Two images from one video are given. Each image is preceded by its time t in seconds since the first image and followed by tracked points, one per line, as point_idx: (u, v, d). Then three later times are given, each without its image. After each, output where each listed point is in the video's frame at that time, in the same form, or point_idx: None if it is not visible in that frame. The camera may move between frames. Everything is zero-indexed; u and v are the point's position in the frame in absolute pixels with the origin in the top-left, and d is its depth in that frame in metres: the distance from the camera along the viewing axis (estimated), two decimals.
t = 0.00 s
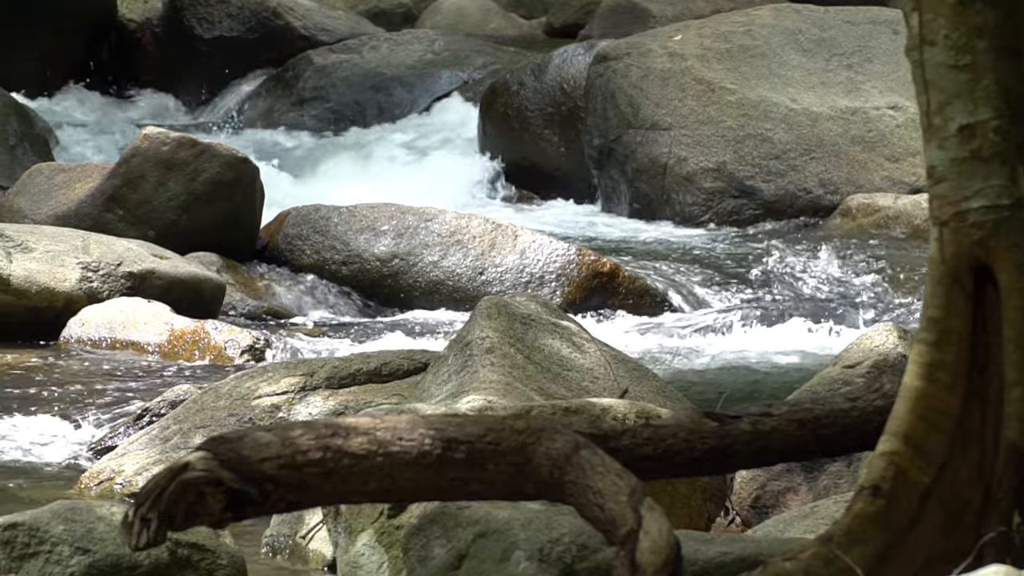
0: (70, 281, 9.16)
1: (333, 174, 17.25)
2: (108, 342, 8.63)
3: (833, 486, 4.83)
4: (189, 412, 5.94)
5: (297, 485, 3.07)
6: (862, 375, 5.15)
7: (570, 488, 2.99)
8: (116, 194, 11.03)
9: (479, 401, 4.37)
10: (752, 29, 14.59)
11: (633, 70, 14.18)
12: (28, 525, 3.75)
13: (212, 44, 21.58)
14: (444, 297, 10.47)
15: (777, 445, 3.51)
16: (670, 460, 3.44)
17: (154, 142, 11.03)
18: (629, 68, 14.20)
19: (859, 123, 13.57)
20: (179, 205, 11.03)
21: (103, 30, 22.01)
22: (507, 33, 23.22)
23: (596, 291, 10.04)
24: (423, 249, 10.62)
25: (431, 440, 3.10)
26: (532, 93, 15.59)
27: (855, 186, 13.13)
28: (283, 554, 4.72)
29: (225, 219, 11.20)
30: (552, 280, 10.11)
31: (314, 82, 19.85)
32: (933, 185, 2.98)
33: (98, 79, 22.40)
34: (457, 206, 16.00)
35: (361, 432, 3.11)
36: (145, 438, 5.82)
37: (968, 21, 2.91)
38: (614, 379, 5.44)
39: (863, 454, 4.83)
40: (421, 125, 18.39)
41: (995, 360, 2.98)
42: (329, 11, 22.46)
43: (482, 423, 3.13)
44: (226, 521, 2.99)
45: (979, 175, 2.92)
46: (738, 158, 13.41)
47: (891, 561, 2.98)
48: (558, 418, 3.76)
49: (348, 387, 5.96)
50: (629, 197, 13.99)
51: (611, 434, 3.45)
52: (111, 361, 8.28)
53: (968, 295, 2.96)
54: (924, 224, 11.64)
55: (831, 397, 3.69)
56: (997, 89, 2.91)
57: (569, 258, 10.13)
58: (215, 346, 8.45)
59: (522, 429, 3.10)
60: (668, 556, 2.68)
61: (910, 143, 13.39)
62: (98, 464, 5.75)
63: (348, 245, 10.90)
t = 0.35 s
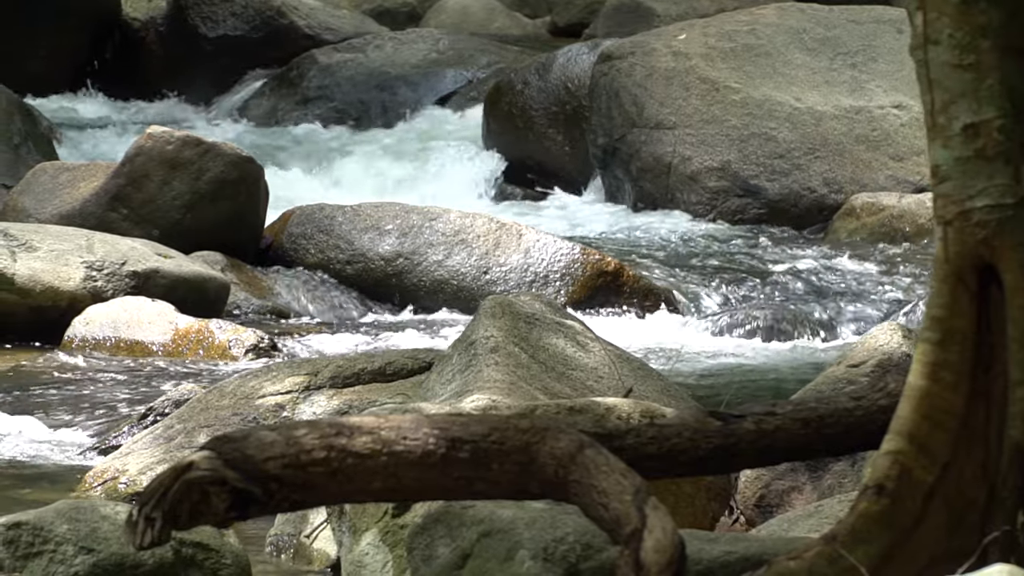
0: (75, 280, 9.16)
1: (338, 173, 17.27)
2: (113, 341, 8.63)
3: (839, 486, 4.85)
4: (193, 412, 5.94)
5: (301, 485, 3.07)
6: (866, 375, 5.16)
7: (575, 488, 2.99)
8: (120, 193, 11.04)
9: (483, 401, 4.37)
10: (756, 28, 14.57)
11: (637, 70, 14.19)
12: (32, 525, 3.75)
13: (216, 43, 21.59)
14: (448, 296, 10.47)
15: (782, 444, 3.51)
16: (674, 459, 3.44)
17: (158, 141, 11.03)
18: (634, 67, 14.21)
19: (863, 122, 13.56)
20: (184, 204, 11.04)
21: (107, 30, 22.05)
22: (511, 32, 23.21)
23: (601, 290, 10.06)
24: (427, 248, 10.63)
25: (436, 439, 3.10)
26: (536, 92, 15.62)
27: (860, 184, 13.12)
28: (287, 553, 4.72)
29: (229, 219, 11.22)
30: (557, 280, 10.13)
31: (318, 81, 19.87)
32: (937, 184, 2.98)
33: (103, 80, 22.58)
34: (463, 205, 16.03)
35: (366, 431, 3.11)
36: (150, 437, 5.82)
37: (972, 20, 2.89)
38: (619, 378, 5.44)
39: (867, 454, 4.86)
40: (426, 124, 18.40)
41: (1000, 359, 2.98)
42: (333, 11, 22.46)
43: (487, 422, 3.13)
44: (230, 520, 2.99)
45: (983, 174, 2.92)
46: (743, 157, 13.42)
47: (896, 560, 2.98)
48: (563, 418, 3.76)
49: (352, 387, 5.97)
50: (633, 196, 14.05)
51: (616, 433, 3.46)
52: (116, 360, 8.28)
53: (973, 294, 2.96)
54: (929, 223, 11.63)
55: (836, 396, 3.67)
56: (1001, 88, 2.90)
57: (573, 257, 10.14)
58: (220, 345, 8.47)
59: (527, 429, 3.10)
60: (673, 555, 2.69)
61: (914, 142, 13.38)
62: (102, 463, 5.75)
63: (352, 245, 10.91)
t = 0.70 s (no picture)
0: (78, 279, 9.19)
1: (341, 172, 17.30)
2: (116, 340, 8.65)
3: (842, 484, 4.88)
4: (196, 410, 5.94)
5: (305, 484, 3.06)
6: (870, 374, 5.17)
7: (578, 487, 3.00)
8: (124, 192, 11.05)
9: (487, 401, 4.37)
10: (759, 27, 14.57)
11: (640, 68, 14.17)
12: (35, 524, 3.72)
13: (220, 42, 21.62)
14: (451, 295, 10.48)
15: (785, 443, 3.49)
16: (677, 457, 3.44)
17: (161, 141, 11.04)
18: (637, 66, 14.20)
19: (866, 121, 13.57)
20: (187, 203, 11.04)
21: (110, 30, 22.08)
22: (514, 31, 23.22)
23: (604, 289, 10.07)
24: (430, 246, 10.63)
25: (439, 439, 3.10)
26: (539, 91, 15.62)
27: (863, 184, 13.13)
28: (291, 552, 4.73)
29: (232, 217, 11.22)
30: (559, 278, 10.12)
31: (321, 80, 19.89)
32: (941, 183, 2.97)
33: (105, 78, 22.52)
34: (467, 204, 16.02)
35: (369, 430, 3.11)
36: (152, 436, 5.83)
37: (976, 19, 2.88)
38: (622, 377, 5.44)
39: (870, 453, 4.88)
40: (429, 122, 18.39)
41: (1003, 358, 2.98)
42: (337, 10, 22.46)
43: (491, 420, 3.14)
44: (234, 519, 2.98)
45: (986, 173, 2.91)
46: (746, 156, 13.41)
47: (898, 560, 2.99)
48: (565, 417, 3.76)
49: (355, 386, 5.98)
50: (637, 196, 13.97)
51: (619, 432, 3.46)
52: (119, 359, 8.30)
53: (976, 293, 2.95)
54: (932, 222, 11.61)
55: (839, 395, 3.66)
56: (1004, 87, 2.89)
57: (577, 256, 10.14)
58: (223, 344, 8.48)
59: (530, 428, 3.10)
60: (676, 554, 2.69)
61: (917, 140, 13.38)
62: (105, 462, 5.76)
63: (355, 243, 10.91)
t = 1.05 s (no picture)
0: (80, 279, 9.18)
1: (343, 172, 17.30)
2: (117, 340, 8.65)
3: (844, 484, 4.89)
4: (199, 410, 5.95)
5: (306, 484, 3.06)
6: (872, 374, 5.16)
7: (580, 487, 2.99)
8: (126, 192, 11.05)
9: (488, 401, 4.36)
10: (761, 27, 14.56)
11: (642, 68, 14.17)
12: (37, 524, 3.71)
13: (222, 42, 21.61)
14: (453, 295, 10.49)
15: (787, 443, 3.49)
16: (678, 457, 3.43)
17: (163, 141, 11.05)
18: (639, 66, 14.19)
19: (868, 121, 13.58)
20: (189, 203, 11.05)
21: (113, 30, 22.10)
22: (516, 31, 23.23)
23: (606, 288, 10.07)
24: (433, 246, 10.63)
25: (441, 439, 3.10)
26: (541, 91, 15.61)
27: (865, 184, 13.14)
28: (293, 552, 4.72)
29: (234, 217, 11.22)
30: (562, 278, 10.12)
31: (324, 80, 19.90)
32: (942, 183, 2.95)
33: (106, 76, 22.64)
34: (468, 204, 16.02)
35: (371, 430, 3.11)
36: (155, 436, 5.82)
37: (977, 19, 2.86)
38: (624, 377, 5.44)
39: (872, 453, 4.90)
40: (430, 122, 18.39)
41: (1005, 358, 2.96)
42: (339, 10, 22.46)
43: (493, 421, 3.13)
44: (235, 519, 2.98)
45: (988, 173, 2.88)
46: (748, 156, 13.41)
47: (900, 559, 2.97)
48: (566, 416, 3.75)
49: (357, 386, 5.99)
50: (637, 196, 13.89)
51: (621, 432, 3.46)
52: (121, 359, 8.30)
53: (978, 292, 2.93)
54: (934, 222, 11.62)
55: (840, 395, 3.65)
56: (1006, 88, 2.87)
57: (579, 257, 10.14)
58: (225, 344, 8.47)
59: (532, 428, 3.10)
60: (679, 554, 2.69)
61: (919, 140, 13.38)
62: (107, 462, 5.76)
63: (357, 243, 10.92)
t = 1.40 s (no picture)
0: (81, 279, 9.18)
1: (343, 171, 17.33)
2: (119, 340, 8.65)
3: (846, 484, 4.89)
4: (201, 410, 5.95)
5: (308, 484, 3.06)
6: (874, 374, 5.16)
7: (582, 487, 2.99)
8: (127, 192, 11.05)
9: (490, 401, 4.36)
10: (763, 27, 14.56)
11: (644, 68, 14.17)
12: (39, 524, 3.69)
13: (224, 42, 21.61)
14: (455, 295, 10.49)
15: (789, 443, 3.49)
16: (680, 457, 3.43)
17: (165, 140, 11.04)
18: (640, 66, 14.19)
19: (870, 121, 13.57)
20: (190, 202, 11.05)
21: (114, 29, 22.10)
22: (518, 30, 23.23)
23: (607, 288, 10.05)
24: (435, 246, 10.64)
25: (443, 438, 3.10)
26: (542, 91, 15.59)
27: (867, 184, 13.13)
28: (294, 552, 4.72)
29: (236, 217, 11.23)
30: (563, 278, 10.13)
31: (325, 79, 19.90)
32: (944, 182, 2.94)
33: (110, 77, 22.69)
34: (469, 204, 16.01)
35: (373, 430, 3.11)
36: (157, 436, 5.82)
37: (979, 19, 2.85)
38: (625, 377, 5.44)
39: (874, 453, 4.91)
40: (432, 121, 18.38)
41: (1007, 358, 2.94)
42: (341, 9, 22.45)
43: (495, 420, 3.13)
44: (237, 519, 2.98)
45: (990, 173, 2.88)
46: (750, 156, 13.42)
47: (902, 559, 2.94)
48: (568, 416, 3.75)
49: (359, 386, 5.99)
50: (640, 195, 13.97)
51: (623, 432, 3.45)
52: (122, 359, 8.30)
53: (980, 292, 2.91)
54: (935, 221, 11.59)
55: (842, 395, 3.64)
56: (1008, 88, 2.87)
57: (581, 256, 10.14)
58: (227, 344, 8.46)
59: (534, 427, 3.09)
60: (680, 554, 2.69)
61: (921, 140, 13.37)
62: (109, 462, 5.76)
63: (359, 243, 10.93)
